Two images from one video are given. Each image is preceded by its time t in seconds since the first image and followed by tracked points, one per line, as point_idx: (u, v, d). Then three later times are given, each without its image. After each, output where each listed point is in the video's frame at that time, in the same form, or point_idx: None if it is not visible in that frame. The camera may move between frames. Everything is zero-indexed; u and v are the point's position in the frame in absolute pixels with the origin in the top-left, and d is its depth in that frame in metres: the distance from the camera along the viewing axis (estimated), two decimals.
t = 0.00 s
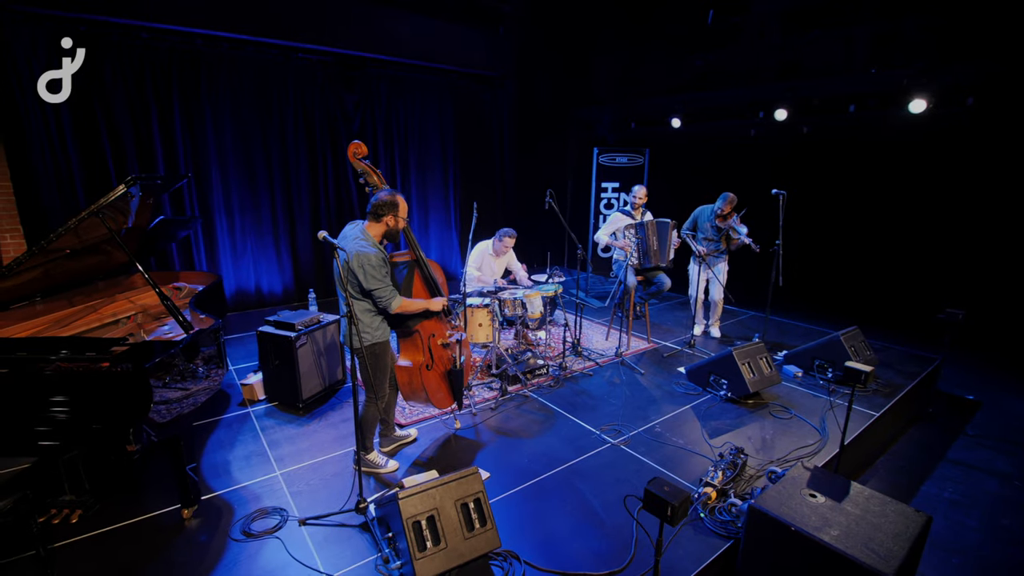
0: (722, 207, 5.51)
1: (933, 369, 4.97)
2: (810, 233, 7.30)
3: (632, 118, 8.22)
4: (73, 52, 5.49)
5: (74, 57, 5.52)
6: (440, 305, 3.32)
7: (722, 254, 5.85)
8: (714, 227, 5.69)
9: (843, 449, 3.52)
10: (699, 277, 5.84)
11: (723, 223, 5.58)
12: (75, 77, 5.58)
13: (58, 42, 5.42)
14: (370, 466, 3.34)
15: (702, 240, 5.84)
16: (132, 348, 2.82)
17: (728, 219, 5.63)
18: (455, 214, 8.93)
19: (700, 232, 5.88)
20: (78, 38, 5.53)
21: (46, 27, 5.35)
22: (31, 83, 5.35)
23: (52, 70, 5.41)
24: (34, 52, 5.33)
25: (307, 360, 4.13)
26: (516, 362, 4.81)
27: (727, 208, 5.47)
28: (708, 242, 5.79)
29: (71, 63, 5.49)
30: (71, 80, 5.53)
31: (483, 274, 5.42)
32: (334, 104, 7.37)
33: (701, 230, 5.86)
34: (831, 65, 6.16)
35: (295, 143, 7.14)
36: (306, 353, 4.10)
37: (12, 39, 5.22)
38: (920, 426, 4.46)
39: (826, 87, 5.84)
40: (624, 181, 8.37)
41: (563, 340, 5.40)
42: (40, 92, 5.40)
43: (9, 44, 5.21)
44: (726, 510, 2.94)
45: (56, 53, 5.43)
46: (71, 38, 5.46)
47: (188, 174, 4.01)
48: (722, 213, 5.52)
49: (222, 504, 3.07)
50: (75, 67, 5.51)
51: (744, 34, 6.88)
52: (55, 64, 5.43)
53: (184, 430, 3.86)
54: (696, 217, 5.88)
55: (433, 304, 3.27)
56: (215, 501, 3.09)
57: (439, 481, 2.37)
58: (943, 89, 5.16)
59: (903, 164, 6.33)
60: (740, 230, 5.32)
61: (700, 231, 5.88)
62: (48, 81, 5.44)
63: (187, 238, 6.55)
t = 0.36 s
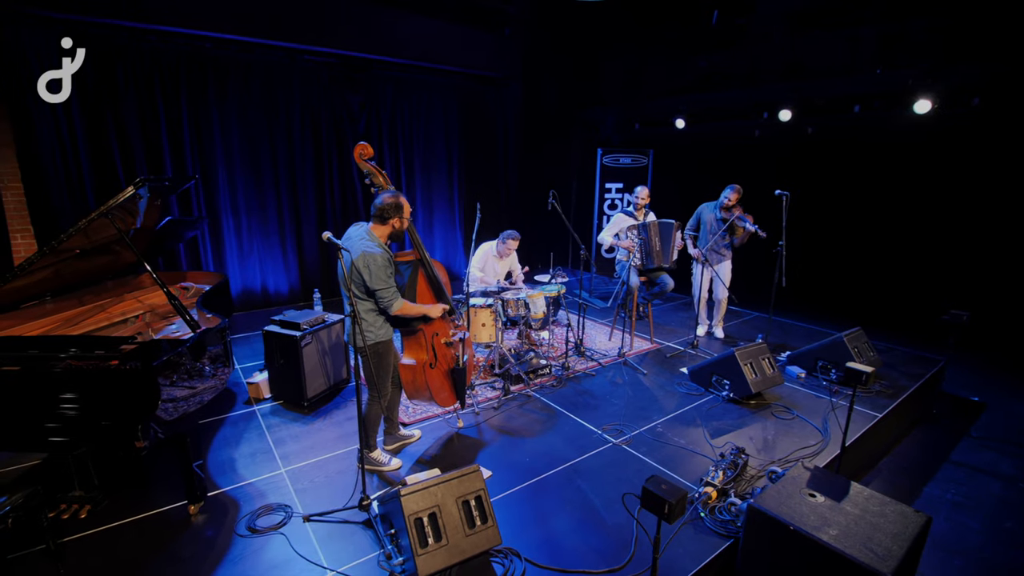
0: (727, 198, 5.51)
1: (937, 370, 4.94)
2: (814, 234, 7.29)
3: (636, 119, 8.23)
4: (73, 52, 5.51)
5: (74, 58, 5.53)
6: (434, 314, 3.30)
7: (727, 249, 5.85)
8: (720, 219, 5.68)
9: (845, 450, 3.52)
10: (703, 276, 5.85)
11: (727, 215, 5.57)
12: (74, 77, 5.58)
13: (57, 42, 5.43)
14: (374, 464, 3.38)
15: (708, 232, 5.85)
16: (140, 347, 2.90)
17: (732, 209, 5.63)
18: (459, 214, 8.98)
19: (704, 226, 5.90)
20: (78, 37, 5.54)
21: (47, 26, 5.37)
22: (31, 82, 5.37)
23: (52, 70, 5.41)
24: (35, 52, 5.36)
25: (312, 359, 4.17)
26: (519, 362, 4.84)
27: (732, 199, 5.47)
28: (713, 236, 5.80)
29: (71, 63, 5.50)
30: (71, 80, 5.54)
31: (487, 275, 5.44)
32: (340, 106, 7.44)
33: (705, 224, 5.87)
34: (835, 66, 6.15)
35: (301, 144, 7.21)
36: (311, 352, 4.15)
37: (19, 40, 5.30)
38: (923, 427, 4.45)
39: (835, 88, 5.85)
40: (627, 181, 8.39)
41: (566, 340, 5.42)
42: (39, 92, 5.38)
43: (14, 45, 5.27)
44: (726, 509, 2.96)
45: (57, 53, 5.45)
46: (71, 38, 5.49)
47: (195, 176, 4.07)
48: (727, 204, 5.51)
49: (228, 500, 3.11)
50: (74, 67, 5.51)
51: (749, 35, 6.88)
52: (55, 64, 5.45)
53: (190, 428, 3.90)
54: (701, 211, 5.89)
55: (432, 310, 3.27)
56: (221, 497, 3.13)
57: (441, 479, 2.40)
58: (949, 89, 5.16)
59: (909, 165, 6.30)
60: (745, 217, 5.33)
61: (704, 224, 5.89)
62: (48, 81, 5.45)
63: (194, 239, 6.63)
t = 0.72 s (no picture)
0: (731, 192, 5.53)
1: (943, 372, 4.92)
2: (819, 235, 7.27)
3: (641, 120, 8.24)
4: (73, 52, 5.53)
5: (75, 57, 5.56)
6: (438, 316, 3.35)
7: (735, 243, 5.81)
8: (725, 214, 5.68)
9: (848, 451, 3.52)
10: (712, 274, 5.83)
11: (733, 209, 5.59)
12: (75, 77, 5.61)
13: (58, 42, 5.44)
14: (378, 462, 3.42)
15: (713, 227, 5.84)
16: (149, 347, 2.94)
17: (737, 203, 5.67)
18: (464, 216, 9.02)
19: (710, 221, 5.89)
20: (78, 38, 5.55)
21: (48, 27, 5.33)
22: (31, 82, 5.38)
23: (52, 70, 5.43)
24: (35, 51, 5.35)
25: (318, 359, 4.22)
26: (522, 362, 4.87)
27: (736, 192, 5.48)
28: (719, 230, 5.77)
29: (71, 63, 5.52)
30: (71, 79, 5.56)
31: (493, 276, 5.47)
32: (346, 108, 7.51)
33: (711, 219, 5.87)
34: (842, 66, 6.12)
35: (308, 146, 7.28)
36: (317, 351, 4.20)
37: (30, 43, 5.33)
38: (928, 429, 4.44)
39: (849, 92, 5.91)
40: (632, 183, 8.41)
41: (570, 341, 5.44)
42: (40, 92, 5.41)
43: (23, 47, 5.30)
44: (728, 509, 2.97)
45: (57, 53, 5.46)
46: (71, 38, 5.49)
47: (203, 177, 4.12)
48: (732, 198, 5.53)
49: (235, 497, 3.16)
50: (74, 67, 5.55)
51: (755, 35, 6.86)
52: (55, 64, 5.46)
53: (198, 426, 3.96)
54: (706, 207, 5.88)
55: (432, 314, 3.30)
56: (228, 494, 3.18)
57: (444, 477, 2.43)
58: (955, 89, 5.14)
59: (915, 165, 6.27)
60: (752, 208, 5.35)
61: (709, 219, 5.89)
62: (48, 81, 5.45)
63: (202, 240, 6.72)
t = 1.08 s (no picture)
0: (738, 195, 5.53)
1: (950, 374, 4.89)
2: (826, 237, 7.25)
3: (647, 121, 8.23)
4: (73, 52, 5.52)
5: (75, 58, 5.55)
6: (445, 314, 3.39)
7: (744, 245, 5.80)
8: (733, 216, 5.65)
9: (852, 453, 3.52)
10: (719, 275, 5.86)
11: (740, 211, 5.59)
12: (75, 78, 5.62)
13: (58, 43, 5.44)
14: (384, 461, 3.46)
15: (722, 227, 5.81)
16: (159, 347, 2.88)
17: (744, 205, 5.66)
18: (470, 216, 9.07)
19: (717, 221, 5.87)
20: (79, 38, 5.55)
21: (49, 27, 5.32)
22: (32, 83, 5.44)
23: (52, 70, 5.44)
24: (36, 51, 5.36)
25: (325, 359, 4.27)
26: (527, 362, 4.90)
27: (743, 194, 5.49)
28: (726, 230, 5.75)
29: (71, 63, 5.53)
30: (72, 80, 5.57)
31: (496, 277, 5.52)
32: (353, 110, 7.57)
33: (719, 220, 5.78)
34: (849, 66, 6.08)
35: (316, 147, 7.35)
36: (324, 351, 4.25)
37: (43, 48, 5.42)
38: (934, 431, 4.42)
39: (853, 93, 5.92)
40: (638, 183, 8.43)
41: (574, 341, 5.47)
42: (41, 93, 5.46)
43: (34, 49, 5.37)
44: (730, 510, 2.98)
45: (57, 53, 5.46)
46: (71, 38, 5.48)
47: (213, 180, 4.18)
48: (739, 200, 5.54)
49: (243, 494, 3.22)
50: (75, 67, 5.55)
51: (761, 35, 6.85)
52: (55, 64, 5.46)
53: (208, 424, 4.02)
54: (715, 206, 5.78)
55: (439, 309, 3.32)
56: (236, 491, 3.23)
57: (448, 475, 2.46)
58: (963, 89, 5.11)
59: (922, 166, 6.23)
60: (764, 211, 5.35)
61: (716, 217, 5.80)
62: (48, 81, 5.48)
63: (211, 241, 6.80)
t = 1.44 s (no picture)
0: (748, 198, 5.56)
1: (958, 376, 4.86)
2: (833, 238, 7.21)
3: (653, 121, 8.23)
4: (73, 52, 5.53)
5: (74, 57, 5.56)
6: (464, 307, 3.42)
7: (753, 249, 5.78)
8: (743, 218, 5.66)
9: (857, 455, 3.51)
10: (726, 278, 5.83)
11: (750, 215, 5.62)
12: (75, 77, 5.62)
13: (58, 42, 5.45)
14: (389, 459, 3.49)
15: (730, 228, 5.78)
16: (170, 346, 2.93)
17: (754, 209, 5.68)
18: (476, 217, 9.11)
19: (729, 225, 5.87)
20: (79, 38, 5.56)
21: (48, 27, 5.32)
22: (31, 82, 5.50)
23: (52, 70, 5.46)
24: (32, 51, 5.38)
25: (332, 358, 4.32)
26: (532, 362, 4.92)
27: (753, 197, 5.52)
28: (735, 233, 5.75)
29: (71, 63, 5.53)
30: (71, 79, 5.58)
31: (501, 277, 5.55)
32: (361, 111, 7.64)
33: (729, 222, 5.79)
34: (855, 66, 6.06)
35: (324, 148, 7.42)
36: (331, 351, 4.30)
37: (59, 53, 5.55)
38: (941, 433, 4.39)
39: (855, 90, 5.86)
40: (644, 184, 8.46)
41: (579, 342, 5.49)
42: (41, 93, 5.48)
43: (40, 51, 5.41)
44: (733, 511, 2.99)
45: (57, 53, 5.47)
46: (73, 38, 5.50)
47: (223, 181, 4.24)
48: (749, 204, 5.56)
49: (251, 490, 3.26)
50: (75, 66, 5.56)
51: (768, 36, 6.84)
52: (55, 64, 5.48)
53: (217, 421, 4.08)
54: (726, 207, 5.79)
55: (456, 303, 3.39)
56: (244, 488, 3.28)
57: (452, 474, 2.49)
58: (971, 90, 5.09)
59: (931, 166, 6.19)
60: (771, 214, 5.35)
61: (726, 219, 5.80)
62: (48, 81, 5.50)
63: (221, 242, 6.88)
